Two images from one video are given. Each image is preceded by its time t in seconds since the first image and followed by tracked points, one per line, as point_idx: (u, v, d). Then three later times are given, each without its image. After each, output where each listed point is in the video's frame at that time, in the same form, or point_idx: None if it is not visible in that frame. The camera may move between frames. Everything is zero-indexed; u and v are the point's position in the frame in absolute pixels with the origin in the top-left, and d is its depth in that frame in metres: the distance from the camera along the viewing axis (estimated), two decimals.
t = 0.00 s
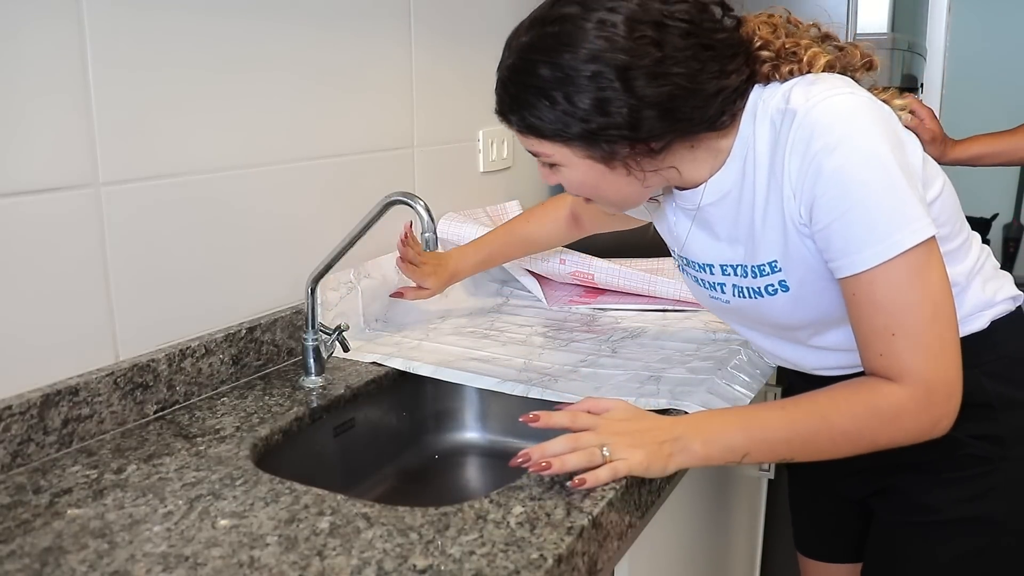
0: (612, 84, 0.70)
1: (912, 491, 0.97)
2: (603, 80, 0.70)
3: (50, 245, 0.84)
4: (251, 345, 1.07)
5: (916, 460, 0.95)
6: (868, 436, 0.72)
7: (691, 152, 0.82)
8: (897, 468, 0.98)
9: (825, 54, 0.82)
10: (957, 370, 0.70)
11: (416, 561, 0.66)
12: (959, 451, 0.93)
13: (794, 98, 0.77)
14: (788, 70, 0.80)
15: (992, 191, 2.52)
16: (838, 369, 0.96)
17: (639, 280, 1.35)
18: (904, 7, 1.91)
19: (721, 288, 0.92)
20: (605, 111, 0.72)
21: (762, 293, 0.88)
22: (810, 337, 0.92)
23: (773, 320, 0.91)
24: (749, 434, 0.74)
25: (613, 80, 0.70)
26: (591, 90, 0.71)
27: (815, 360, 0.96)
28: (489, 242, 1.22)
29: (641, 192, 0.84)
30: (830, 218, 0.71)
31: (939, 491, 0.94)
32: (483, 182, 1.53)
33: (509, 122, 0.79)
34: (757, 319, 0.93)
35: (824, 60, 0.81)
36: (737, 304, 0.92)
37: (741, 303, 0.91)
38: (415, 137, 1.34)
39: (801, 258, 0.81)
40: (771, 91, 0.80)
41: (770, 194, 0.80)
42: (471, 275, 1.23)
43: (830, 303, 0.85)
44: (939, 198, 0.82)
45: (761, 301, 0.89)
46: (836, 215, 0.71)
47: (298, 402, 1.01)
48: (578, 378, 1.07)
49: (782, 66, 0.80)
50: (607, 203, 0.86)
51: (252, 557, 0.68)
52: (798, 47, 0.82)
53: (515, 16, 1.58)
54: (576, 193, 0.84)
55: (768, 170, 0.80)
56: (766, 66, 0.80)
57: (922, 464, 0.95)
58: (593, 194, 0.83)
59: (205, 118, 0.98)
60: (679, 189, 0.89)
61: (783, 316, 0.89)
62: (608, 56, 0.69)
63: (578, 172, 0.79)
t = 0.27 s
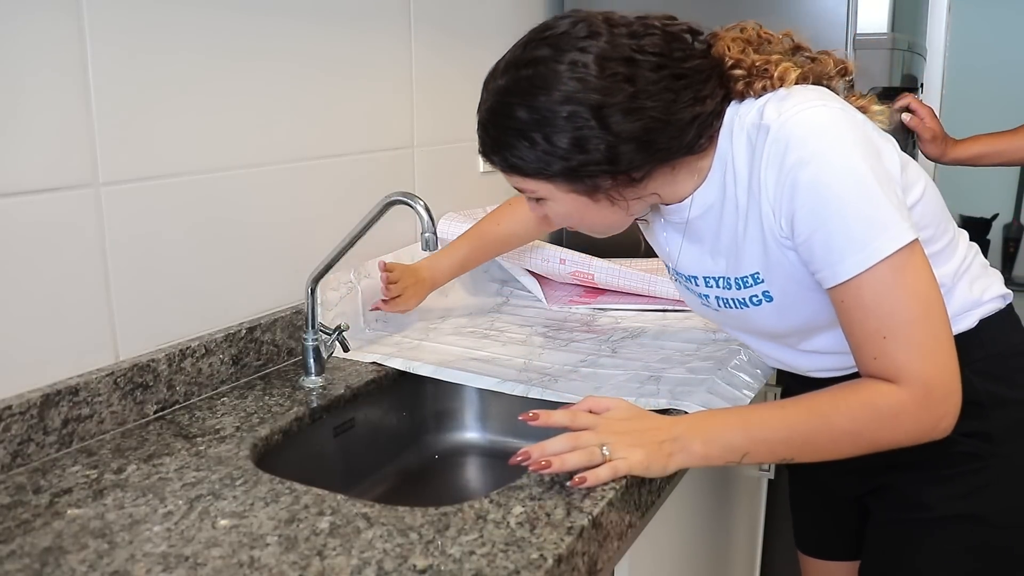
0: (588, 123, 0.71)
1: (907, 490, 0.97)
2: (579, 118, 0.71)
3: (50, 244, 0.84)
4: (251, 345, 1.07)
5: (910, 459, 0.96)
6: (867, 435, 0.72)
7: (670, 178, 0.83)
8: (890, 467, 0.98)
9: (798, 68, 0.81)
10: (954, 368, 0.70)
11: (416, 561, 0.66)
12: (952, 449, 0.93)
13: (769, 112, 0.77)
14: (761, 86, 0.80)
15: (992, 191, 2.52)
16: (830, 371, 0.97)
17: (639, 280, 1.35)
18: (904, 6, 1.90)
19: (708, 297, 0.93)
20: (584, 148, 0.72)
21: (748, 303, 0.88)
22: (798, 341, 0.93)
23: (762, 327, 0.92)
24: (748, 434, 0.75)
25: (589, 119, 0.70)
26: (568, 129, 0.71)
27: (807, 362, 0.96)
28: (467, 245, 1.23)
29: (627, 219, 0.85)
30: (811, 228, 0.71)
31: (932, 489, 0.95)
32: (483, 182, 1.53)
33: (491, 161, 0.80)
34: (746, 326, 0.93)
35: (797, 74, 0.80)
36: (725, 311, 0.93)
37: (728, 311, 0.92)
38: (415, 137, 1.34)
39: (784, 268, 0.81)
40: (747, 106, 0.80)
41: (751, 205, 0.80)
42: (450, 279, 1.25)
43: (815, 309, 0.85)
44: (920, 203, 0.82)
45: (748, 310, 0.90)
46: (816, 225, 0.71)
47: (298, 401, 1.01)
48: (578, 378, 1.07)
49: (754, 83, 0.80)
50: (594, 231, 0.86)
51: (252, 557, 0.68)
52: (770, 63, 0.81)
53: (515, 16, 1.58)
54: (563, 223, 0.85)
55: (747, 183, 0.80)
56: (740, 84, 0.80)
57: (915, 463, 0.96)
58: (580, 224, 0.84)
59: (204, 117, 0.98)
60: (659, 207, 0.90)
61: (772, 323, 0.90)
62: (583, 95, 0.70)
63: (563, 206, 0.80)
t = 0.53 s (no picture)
0: (581, 127, 0.71)
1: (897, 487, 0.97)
2: (572, 123, 0.71)
3: (49, 245, 0.84)
4: (251, 345, 1.07)
5: (902, 457, 0.96)
6: (865, 432, 0.72)
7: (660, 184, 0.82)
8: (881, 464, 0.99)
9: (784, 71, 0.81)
10: (951, 364, 0.70)
11: (417, 561, 0.66)
12: (944, 447, 0.93)
13: (758, 114, 0.77)
14: (748, 90, 0.80)
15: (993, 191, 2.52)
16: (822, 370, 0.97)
17: (639, 280, 1.35)
18: (905, 6, 1.90)
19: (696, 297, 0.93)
20: (577, 152, 0.72)
21: (737, 303, 0.88)
22: (787, 340, 0.93)
23: (753, 327, 0.92)
24: (747, 432, 0.75)
25: (581, 123, 0.71)
26: (561, 133, 0.71)
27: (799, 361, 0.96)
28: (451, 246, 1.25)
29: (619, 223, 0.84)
30: (801, 230, 0.71)
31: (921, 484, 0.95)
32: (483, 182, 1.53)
33: (484, 166, 0.79)
34: (736, 326, 0.93)
35: (783, 77, 0.80)
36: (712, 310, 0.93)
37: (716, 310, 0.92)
38: (415, 137, 1.34)
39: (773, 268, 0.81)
40: (736, 110, 0.80)
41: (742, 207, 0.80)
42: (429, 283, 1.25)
43: (803, 309, 0.85)
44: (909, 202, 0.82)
45: (737, 310, 0.90)
46: (807, 227, 0.71)
47: (298, 401, 1.01)
48: (578, 378, 1.07)
49: (741, 87, 0.80)
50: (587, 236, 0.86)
51: (252, 557, 0.68)
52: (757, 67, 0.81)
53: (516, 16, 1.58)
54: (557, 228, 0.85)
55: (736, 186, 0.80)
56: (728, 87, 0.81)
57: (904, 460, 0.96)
58: (572, 228, 0.83)
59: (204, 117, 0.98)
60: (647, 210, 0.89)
61: (762, 322, 0.90)
62: (575, 100, 0.70)
63: (557, 210, 0.80)
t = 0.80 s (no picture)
0: (623, 89, 0.70)
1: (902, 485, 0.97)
2: (614, 85, 0.70)
3: (49, 245, 0.84)
4: (251, 345, 1.07)
5: (907, 456, 0.96)
6: (867, 436, 0.72)
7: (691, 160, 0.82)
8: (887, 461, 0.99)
9: (825, 58, 0.82)
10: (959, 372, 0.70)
11: (416, 561, 0.66)
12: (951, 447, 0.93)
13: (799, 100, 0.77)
14: (789, 72, 0.80)
15: (992, 191, 2.52)
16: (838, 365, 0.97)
17: (639, 280, 1.35)
18: (904, 6, 1.90)
19: (718, 284, 0.92)
20: (617, 116, 0.71)
21: (760, 290, 0.88)
22: (807, 332, 0.93)
23: (772, 316, 0.92)
24: (749, 433, 0.75)
25: (624, 85, 0.70)
26: (602, 94, 0.70)
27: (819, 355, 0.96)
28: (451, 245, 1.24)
29: (646, 196, 0.84)
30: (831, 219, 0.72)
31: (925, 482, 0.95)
32: (483, 182, 1.53)
33: (518, 131, 0.78)
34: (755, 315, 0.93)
35: (825, 63, 0.81)
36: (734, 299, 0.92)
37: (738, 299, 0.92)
38: (415, 137, 1.34)
39: (801, 255, 0.81)
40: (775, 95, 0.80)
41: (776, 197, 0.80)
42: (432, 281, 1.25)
43: (828, 301, 0.85)
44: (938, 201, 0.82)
45: (760, 298, 0.89)
46: (837, 218, 0.71)
47: (298, 401, 1.01)
48: (578, 378, 1.07)
49: (783, 68, 0.80)
50: (616, 209, 0.85)
51: (252, 557, 0.68)
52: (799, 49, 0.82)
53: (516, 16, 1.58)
54: (586, 199, 0.83)
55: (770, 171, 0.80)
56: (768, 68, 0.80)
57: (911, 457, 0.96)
58: (601, 199, 0.82)
59: (204, 117, 0.98)
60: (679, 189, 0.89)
61: (783, 313, 0.90)
62: (618, 62, 0.69)
63: (591, 178, 0.78)
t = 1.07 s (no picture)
0: (687, 71, 0.70)
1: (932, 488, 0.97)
2: (677, 66, 0.69)
3: (49, 245, 0.84)
4: (251, 345, 1.07)
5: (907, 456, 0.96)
6: (869, 439, 0.72)
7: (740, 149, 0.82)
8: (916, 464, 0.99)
9: (879, 47, 0.82)
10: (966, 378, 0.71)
11: (416, 561, 0.66)
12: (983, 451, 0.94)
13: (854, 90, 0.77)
14: (843, 62, 0.81)
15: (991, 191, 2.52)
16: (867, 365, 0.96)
17: (639, 280, 1.35)
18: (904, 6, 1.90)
19: (758, 281, 0.91)
20: (677, 99, 0.71)
21: (804, 284, 0.87)
22: (845, 332, 0.92)
23: (810, 314, 0.91)
24: (750, 434, 0.75)
25: (688, 67, 0.69)
26: (663, 75, 0.70)
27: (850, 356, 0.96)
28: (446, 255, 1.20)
29: (689, 188, 0.83)
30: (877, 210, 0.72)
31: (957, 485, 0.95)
32: (483, 182, 1.53)
33: (568, 112, 0.77)
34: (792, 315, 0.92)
35: (879, 52, 0.82)
36: (775, 296, 0.91)
37: (780, 296, 0.91)
38: (415, 137, 1.34)
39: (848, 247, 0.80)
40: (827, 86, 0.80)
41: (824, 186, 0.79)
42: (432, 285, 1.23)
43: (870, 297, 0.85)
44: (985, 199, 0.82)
45: (802, 294, 0.88)
46: (882, 210, 0.71)
47: (298, 401, 1.01)
48: (578, 378, 1.07)
49: (835, 58, 0.81)
50: (653, 198, 0.84)
51: (252, 557, 0.68)
52: (854, 38, 0.83)
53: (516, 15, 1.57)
54: (627, 187, 0.82)
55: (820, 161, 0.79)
56: (821, 57, 0.80)
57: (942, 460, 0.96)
58: (644, 187, 0.81)
59: (205, 117, 0.98)
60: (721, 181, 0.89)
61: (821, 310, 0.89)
62: (684, 42, 0.69)
63: (640, 165, 0.77)
